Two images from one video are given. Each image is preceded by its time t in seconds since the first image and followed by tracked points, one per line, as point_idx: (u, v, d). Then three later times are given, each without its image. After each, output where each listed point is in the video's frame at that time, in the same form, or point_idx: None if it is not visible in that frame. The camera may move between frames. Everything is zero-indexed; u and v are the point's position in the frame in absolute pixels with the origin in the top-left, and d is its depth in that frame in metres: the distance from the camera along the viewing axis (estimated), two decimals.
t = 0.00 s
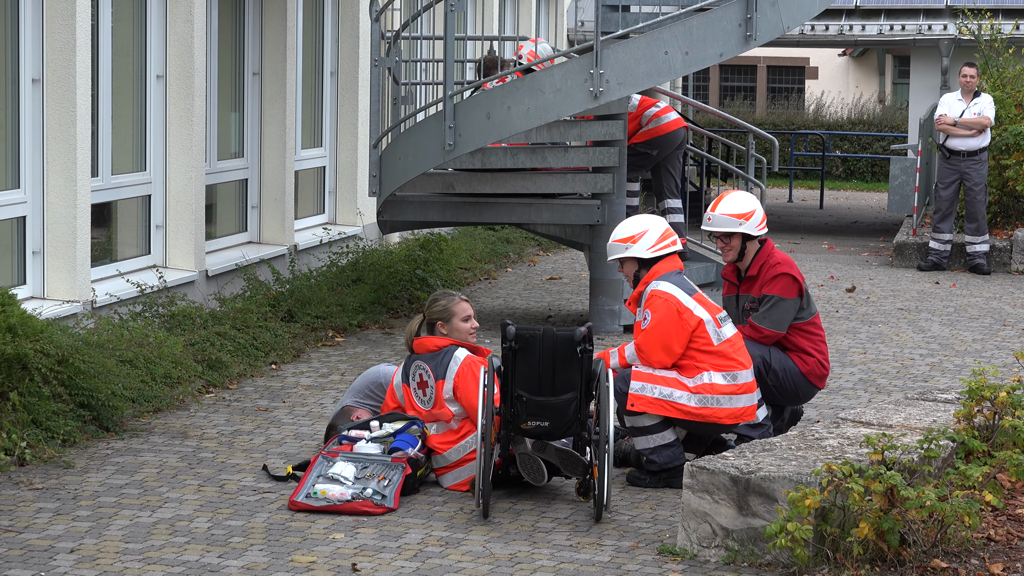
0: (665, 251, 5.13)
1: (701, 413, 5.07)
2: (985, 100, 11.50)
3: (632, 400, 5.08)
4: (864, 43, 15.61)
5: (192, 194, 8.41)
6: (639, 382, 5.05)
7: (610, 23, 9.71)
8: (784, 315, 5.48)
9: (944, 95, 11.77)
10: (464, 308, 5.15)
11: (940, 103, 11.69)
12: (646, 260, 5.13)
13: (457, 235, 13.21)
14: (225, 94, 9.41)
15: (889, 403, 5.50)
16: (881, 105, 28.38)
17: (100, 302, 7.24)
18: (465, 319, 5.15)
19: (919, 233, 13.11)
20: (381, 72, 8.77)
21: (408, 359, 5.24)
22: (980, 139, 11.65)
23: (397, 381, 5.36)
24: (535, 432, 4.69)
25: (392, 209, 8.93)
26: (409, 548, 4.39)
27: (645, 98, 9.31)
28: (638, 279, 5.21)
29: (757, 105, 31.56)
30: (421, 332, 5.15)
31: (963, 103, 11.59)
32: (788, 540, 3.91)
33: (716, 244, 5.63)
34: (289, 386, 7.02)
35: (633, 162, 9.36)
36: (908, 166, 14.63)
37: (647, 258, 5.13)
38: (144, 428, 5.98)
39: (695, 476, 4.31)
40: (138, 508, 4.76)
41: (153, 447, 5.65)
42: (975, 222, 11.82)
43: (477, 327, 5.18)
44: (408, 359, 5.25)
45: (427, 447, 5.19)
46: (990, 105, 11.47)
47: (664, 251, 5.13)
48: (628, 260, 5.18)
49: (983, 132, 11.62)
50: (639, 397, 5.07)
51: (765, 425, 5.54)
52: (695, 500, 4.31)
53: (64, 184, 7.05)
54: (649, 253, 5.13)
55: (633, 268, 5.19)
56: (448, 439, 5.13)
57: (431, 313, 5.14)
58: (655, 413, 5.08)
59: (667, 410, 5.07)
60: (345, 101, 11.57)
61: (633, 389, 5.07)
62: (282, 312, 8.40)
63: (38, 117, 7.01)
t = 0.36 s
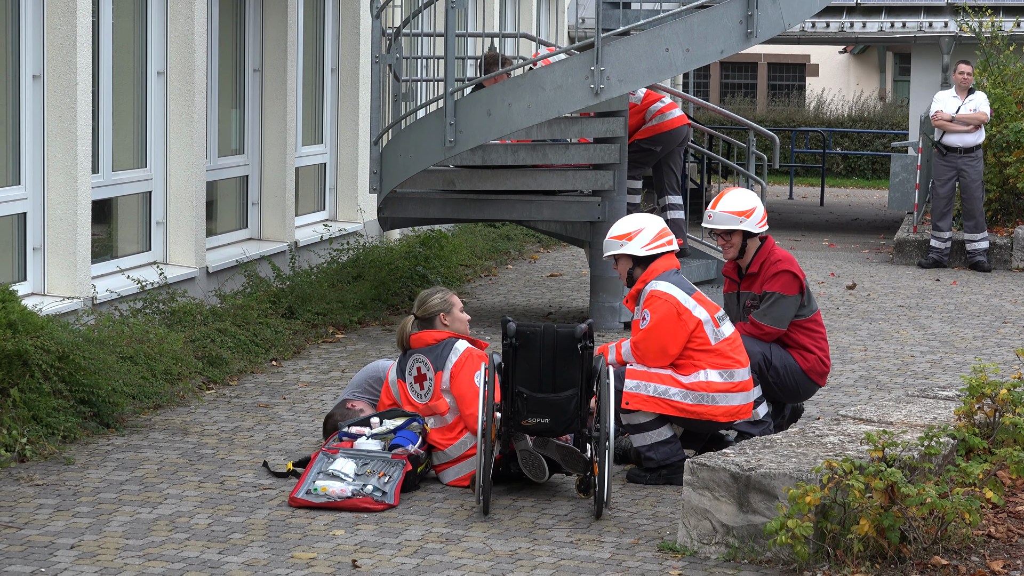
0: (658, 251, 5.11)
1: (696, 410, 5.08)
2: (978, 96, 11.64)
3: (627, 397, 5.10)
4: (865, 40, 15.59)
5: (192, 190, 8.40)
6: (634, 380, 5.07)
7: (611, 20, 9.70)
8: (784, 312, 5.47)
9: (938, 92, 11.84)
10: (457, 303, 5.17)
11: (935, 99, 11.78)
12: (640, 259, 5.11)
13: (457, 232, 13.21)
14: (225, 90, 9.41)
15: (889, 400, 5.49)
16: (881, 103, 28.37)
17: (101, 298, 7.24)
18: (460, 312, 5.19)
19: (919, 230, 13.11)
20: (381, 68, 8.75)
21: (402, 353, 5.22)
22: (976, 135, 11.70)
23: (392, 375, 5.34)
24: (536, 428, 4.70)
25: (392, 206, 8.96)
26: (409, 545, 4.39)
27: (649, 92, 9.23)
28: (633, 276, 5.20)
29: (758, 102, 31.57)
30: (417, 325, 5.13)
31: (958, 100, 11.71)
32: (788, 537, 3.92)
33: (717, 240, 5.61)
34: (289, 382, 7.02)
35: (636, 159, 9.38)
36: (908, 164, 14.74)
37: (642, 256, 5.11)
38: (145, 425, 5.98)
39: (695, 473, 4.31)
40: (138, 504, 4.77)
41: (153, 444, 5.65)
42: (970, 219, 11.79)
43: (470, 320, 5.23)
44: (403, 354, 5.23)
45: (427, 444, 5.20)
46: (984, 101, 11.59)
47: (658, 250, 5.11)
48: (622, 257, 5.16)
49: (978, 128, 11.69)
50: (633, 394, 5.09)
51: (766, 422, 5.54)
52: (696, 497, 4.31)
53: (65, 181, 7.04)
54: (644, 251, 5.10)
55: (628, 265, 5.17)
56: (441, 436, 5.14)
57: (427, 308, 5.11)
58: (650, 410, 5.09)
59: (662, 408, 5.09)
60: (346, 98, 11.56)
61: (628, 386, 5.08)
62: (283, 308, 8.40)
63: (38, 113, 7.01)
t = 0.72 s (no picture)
0: (654, 249, 5.08)
1: (691, 408, 5.10)
2: (972, 91, 11.66)
3: (621, 396, 5.14)
4: (865, 37, 15.58)
5: (192, 185, 8.39)
6: (629, 379, 5.10)
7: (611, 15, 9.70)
8: (786, 308, 5.47)
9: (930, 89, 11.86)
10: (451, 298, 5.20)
11: (929, 97, 11.79)
12: (637, 257, 5.09)
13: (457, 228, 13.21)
14: (226, 85, 9.39)
15: (890, 397, 5.49)
16: (882, 99, 28.36)
17: (101, 293, 7.24)
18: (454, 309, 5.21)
19: (919, 227, 13.11)
20: (382, 64, 8.75)
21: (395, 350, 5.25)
22: (973, 130, 11.72)
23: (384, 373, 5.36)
24: (536, 424, 4.70)
25: (393, 201, 8.95)
26: (409, 540, 4.39)
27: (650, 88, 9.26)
28: (630, 274, 5.19)
29: (758, 98, 31.55)
30: (411, 322, 5.15)
31: (952, 96, 11.73)
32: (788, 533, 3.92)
33: (720, 235, 5.58)
34: (289, 377, 7.02)
35: (635, 155, 9.35)
36: (909, 161, 14.80)
37: (638, 254, 5.09)
38: (145, 420, 5.98)
39: (695, 469, 4.32)
40: (138, 499, 4.76)
41: (154, 439, 5.65)
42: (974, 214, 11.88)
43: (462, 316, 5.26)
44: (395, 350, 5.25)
45: (428, 439, 5.19)
46: (978, 95, 11.63)
47: (654, 248, 5.09)
48: (620, 255, 5.14)
49: (976, 123, 11.71)
50: (628, 393, 5.12)
51: (767, 418, 5.53)
52: (696, 493, 4.32)
53: (65, 175, 7.04)
54: (640, 249, 5.08)
55: (624, 263, 5.16)
56: (440, 429, 5.18)
57: (418, 306, 5.13)
58: (645, 409, 5.12)
59: (657, 406, 5.11)
60: (346, 93, 11.55)
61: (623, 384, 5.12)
62: (283, 304, 8.40)
63: (38, 108, 7.00)
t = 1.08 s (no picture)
0: (637, 236, 5.06)
1: (708, 382, 5.13)
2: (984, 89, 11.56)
3: (638, 388, 5.07)
4: (866, 35, 15.58)
5: (192, 183, 8.39)
6: (642, 369, 5.06)
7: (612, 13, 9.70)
8: (785, 307, 5.48)
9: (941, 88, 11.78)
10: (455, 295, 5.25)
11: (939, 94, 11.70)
12: (621, 247, 5.07)
13: (457, 226, 13.21)
14: (225, 83, 9.39)
15: (889, 395, 5.49)
16: (882, 97, 28.37)
17: (100, 291, 7.23)
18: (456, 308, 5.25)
19: (919, 225, 13.11)
20: (381, 62, 8.74)
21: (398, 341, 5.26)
22: (980, 130, 11.66)
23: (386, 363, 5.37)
24: (540, 421, 4.70)
25: (393, 199, 8.94)
26: (408, 539, 4.39)
27: (649, 86, 9.26)
28: (617, 264, 5.17)
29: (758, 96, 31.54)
30: (418, 314, 5.18)
31: (962, 95, 11.68)
32: (788, 531, 3.92)
33: (721, 231, 5.58)
34: (289, 376, 7.02)
35: (635, 153, 9.33)
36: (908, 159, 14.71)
37: (622, 244, 5.07)
38: (144, 418, 5.98)
39: (695, 468, 4.32)
40: (138, 498, 4.76)
41: (153, 437, 5.65)
42: (977, 214, 11.87)
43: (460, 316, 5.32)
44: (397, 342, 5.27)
45: (427, 436, 5.19)
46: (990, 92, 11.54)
47: (637, 235, 5.06)
48: (603, 248, 5.13)
49: (983, 123, 11.64)
50: (643, 382, 5.07)
51: (767, 417, 5.50)
52: (695, 492, 4.32)
53: (65, 174, 7.04)
54: (624, 238, 5.06)
55: (609, 256, 5.14)
56: (440, 422, 5.16)
57: (426, 301, 5.16)
58: (664, 395, 5.09)
59: (673, 390, 5.09)
60: (346, 91, 11.55)
61: (637, 377, 5.06)
62: (282, 302, 8.40)
63: (38, 106, 6.99)
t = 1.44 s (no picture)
0: (628, 217, 4.99)
1: (721, 351, 5.07)
2: (999, 90, 11.57)
3: (660, 377, 5.01)
4: (867, 34, 15.57)
5: (192, 181, 8.38)
6: (656, 360, 5.00)
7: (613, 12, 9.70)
8: (785, 304, 5.48)
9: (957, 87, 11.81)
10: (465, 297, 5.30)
11: (955, 93, 11.73)
12: (613, 229, 5.01)
13: (458, 225, 13.20)
14: (226, 81, 9.39)
15: (889, 394, 5.49)
16: (883, 96, 28.36)
17: (101, 289, 7.23)
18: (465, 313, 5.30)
19: (920, 224, 13.11)
20: (382, 61, 8.74)
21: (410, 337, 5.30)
22: (993, 131, 11.72)
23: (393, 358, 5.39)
24: (545, 419, 4.71)
25: (394, 197, 8.93)
26: (408, 537, 4.39)
27: (652, 85, 9.23)
28: (611, 248, 5.10)
29: (759, 95, 31.53)
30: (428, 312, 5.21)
31: (977, 94, 11.68)
32: (788, 531, 3.92)
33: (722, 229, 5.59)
34: (289, 374, 7.02)
35: (636, 152, 9.29)
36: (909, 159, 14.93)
37: (613, 226, 5.00)
38: (145, 416, 5.98)
39: (695, 467, 4.32)
40: (138, 496, 4.76)
41: (153, 435, 5.65)
42: (983, 214, 11.87)
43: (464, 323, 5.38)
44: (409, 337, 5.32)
45: (428, 434, 5.19)
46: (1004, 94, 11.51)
47: (628, 215, 4.99)
48: (596, 233, 5.06)
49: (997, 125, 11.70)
50: (662, 371, 5.01)
51: (767, 416, 5.56)
52: (696, 491, 4.32)
53: (66, 171, 7.03)
54: (614, 221, 4.98)
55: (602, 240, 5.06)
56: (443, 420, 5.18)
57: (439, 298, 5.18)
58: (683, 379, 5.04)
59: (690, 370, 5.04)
60: (347, 89, 11.55)
61: (655, 369, 5.00)
62: (283, 300, 8.40)
63: (40, 104, 6.99)
